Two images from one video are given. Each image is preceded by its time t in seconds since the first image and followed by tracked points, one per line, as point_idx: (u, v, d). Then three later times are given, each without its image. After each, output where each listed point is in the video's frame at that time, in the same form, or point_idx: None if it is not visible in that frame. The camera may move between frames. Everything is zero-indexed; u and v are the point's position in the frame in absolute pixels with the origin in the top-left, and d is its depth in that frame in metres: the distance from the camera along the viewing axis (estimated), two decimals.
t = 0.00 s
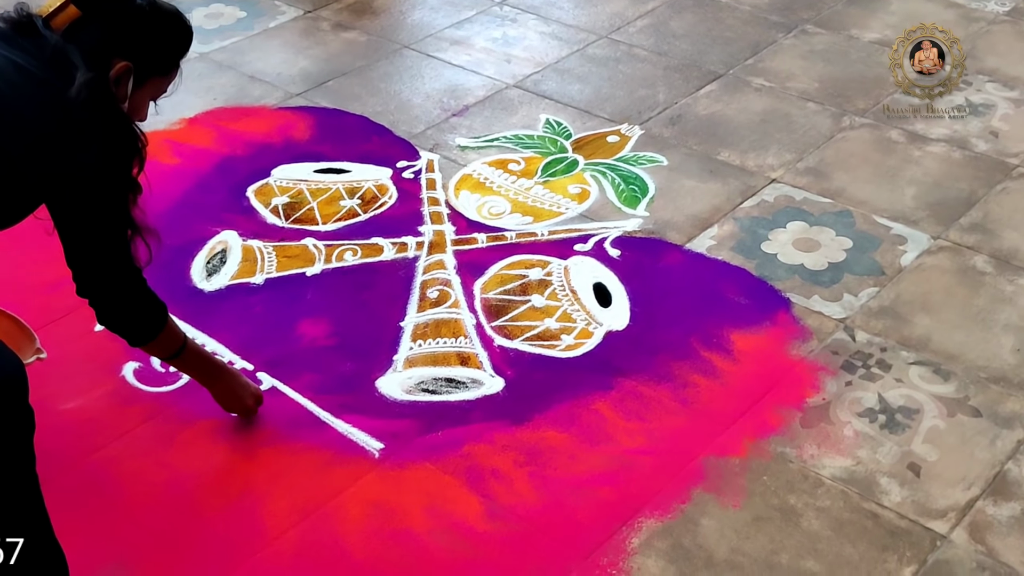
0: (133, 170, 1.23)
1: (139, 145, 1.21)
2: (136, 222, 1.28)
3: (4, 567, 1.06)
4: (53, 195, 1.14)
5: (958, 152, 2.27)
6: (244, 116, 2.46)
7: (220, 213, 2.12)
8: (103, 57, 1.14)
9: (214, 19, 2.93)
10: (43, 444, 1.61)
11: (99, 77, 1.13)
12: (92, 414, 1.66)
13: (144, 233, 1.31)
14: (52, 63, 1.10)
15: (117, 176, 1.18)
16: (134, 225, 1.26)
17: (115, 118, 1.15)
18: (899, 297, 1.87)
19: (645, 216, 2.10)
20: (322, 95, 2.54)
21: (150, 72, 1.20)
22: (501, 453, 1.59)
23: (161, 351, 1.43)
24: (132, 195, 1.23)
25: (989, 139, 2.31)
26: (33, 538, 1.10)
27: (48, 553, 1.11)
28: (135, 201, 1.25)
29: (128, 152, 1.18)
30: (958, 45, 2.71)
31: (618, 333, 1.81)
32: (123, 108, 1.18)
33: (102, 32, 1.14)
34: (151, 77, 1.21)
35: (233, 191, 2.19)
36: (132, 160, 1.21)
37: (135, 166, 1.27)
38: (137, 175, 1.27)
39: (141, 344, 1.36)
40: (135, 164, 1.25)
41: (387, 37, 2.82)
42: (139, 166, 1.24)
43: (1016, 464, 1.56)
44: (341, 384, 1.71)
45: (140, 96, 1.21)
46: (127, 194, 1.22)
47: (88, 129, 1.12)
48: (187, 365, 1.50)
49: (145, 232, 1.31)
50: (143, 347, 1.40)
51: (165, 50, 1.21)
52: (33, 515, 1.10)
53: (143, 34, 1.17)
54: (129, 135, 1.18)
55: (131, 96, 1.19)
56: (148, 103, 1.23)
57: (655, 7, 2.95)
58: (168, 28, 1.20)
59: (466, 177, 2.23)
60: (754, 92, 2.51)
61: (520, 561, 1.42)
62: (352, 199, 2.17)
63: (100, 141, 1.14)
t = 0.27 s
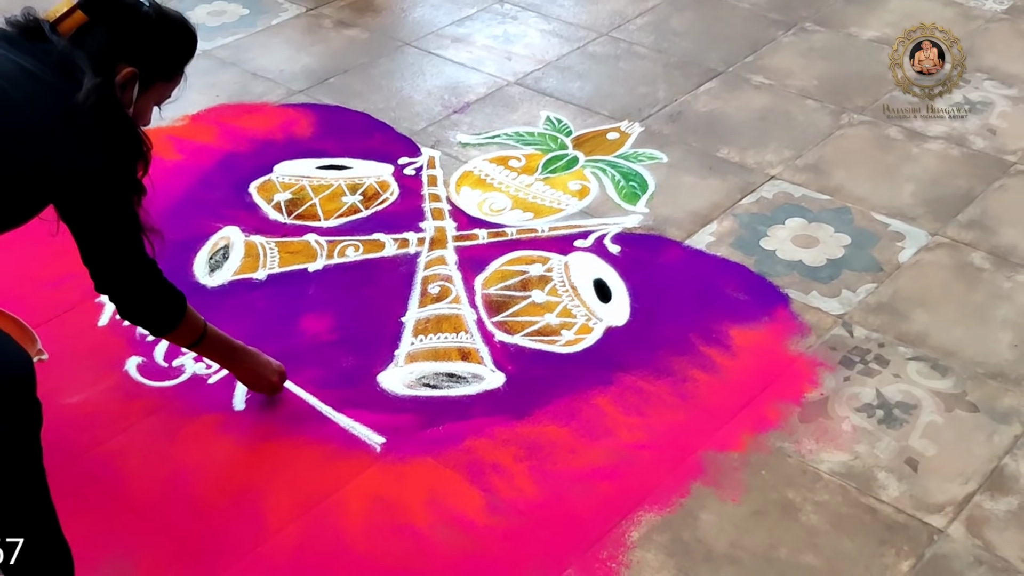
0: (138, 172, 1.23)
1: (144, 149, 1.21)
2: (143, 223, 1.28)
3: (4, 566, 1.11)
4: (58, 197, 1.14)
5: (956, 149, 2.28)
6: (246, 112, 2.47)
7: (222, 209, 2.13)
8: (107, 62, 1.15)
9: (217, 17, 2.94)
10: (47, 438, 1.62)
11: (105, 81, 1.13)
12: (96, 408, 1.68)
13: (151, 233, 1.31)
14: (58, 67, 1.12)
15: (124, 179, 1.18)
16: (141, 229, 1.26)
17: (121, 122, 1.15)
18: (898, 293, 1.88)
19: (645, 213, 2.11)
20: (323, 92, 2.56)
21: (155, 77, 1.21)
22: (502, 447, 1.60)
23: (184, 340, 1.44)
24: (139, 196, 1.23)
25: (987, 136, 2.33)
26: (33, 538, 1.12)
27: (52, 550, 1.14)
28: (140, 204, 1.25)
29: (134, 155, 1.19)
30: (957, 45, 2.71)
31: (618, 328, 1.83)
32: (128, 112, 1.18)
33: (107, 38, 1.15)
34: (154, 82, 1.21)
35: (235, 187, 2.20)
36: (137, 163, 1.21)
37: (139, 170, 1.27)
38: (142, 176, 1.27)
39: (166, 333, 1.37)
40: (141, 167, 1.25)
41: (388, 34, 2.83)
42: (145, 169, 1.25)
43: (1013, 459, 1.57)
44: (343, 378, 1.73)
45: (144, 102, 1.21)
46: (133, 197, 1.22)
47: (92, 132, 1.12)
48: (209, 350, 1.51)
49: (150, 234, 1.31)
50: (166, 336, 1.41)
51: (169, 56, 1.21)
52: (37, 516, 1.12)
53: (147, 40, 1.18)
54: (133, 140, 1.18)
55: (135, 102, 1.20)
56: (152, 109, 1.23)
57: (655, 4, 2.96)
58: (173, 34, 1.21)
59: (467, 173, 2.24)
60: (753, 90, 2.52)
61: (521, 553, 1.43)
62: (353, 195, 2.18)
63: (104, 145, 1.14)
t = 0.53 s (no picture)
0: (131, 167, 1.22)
1: (138, 143, 1.20)
2: (136, 217, 1.27)
3: (4, 567, 1.07)
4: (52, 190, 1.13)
5: (956, 148, 2.27)
6: (242, 110, 2.46)
7: (218, 208, 2.12)
8: (102, 54, 1.13)
9: (213, 14, 2.93)
10: (40, 438, 1.61)
11: (100, 74, 1.11)
12: (90, 407, 1.67)
13: (144, 229, 1.30)
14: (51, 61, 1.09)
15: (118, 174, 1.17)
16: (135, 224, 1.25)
17: (115, 116, 1.13)
18: (897, 292, 1.87)
19: (643, 211, 2.10)
20: (320, 90, 2.54)
21: (149, 70, 1.19)
22: (499, 447, 1.59)
23: (177, 336, 1.44)
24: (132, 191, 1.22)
25: (987, 135, 2.32)
26: (33, 538, 1.11)
27: (49, 552, 1.13)
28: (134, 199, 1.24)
29: (128, 149, 1.17)
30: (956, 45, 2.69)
31: (616, 328, 1.82)
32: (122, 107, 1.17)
33: (101, 30, 1.13)
34: (148, 76, 1.19)
35: (231, 186, 2.19)
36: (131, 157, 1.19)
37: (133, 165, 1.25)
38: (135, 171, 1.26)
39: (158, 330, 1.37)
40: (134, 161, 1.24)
41: (385, 32, 2.82)
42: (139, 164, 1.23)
43: (1013, 459, 1.56)
44: (339, 378, 1.72)
45: (138, 95, 1.20)
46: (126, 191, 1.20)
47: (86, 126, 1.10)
48: (201, 348, 1.51)
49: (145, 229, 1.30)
50: (159, 333, 1.41)
51: (163, 49, 1.19)
52: (34, 515, 1.10)
53: (141, 33, 1.16)
54: (128, 134, 1.16)
55: (128, 94, 1.18)
56: (146, 102, 1.22)
57: (654, 2, 2.95)
58: (167, 27, 1.19)
59: (464, 172, 2.24)
60: (752, 88, 2.51)
61: (517, 554, 1.42)
62: (350, 194, 2.17)
63: (98, 139, 1.12)
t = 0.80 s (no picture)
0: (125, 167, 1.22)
1: (132, 144, 1.20)
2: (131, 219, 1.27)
3: (4, 567, 1.08)
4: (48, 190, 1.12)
5: (953, 147, 2.27)
6: (240, 110, 2.46)
7: (216, 208, 2.13)
8: (97, 55, 1.13)
9: (211, 14, 2.93)
10: (38, 437, 1.61)
11: (95, 74, 1.11)
12: (88, 407, 1.67)
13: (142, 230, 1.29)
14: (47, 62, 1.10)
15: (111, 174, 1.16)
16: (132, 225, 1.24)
17: (109, 116, 1.13)
18: (894, 291, 1.88)
19: (640, 211, 2.11)
20: (317, 89, 2.55)
21: (144, 71, 1.19)
22: (496, 446, 1.59)
23: (174, 336, 1.44)
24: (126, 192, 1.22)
25: (984, 134, 2.32)
26: (33, 537, 1.11)
27: (48, 552, 1.13)
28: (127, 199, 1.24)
29: (124, 149, 1.18)
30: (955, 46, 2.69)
31: (613, 327, 1.82)
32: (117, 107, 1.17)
33: (96, 31, 1.13)
34: (144, 77, 1.19)
35: (229, 185, 2.20)
36: (125, 158, 1.20)
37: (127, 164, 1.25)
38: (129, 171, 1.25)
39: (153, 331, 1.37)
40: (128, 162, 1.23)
41: (383, 31, 2.82)
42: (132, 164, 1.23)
43: (1010, 457, 1.56)
44: (336, 377, 1.72)
45: (133, 96, 1.19)
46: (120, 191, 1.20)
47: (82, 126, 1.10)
48: (197, 348, 1.51)
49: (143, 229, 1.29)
50: (156, 334, 1.40)
51: (158, 51, 1.19)
52: (33, 515, 1.11)
53: (137, 34, 1.16)
54: (122, 134, 1.17)
55: (124, 95, 1.18)
56: (140, 103, 1.22)
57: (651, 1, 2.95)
58: (162, 29, 1.19)
59: (462, 171, 2.24)
60: (750, 87, 2.51)
61: (514, 552, 1.43)
62: (348, 193, 2.17)
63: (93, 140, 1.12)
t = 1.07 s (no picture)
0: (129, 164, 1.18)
1: (136, 140, 1.15)
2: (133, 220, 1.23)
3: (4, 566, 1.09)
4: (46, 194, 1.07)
5: (952, 146, 2.27)
6: (238, 108, 2.46)
7: (214, 206, 2.12)
8: (98, 49, 1.09)
9: (209, 12, 2.93)
10: (35, 436, 1.61)
11: (96, 68, 1.07)
12: (85, 406, 1.67)
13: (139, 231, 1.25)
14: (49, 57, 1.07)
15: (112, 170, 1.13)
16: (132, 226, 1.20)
17: (111, 111, 1.09)
18: (892, 290, 1.87)
19: (639, 209, 2.11)
20: (316, 88, 2.54)
21: (147, 67, 1.14)
22: (494, 445, 1.59)
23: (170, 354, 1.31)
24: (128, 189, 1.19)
25: (983, 133, 2.32)
26: (33, 538, 1.12)
27: (47, 553, 1.13)
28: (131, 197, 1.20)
29: (126, 147, 1.13)
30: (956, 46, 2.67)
31: (611, 326, 1.82)
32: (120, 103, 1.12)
33: (98, 25, 1.09)
34: (147, 73, 1.14)
35: (227, 184, 2.19)
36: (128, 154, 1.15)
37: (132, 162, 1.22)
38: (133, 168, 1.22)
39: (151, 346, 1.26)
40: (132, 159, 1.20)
41: (382, 30, 2.81)
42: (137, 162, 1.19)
43: (1008, 456, 1.56)
44: (334, 376, 1.72)
45: (136, 92, 1.15)
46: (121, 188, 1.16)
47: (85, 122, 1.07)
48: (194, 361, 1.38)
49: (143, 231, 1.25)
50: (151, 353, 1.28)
51: (161, 46, 1.14)
52: (32, 515, 1.11)
53: (138, 28, 1.11)
54: (125, 130, 1.12)
55: (126, 91, 1.13)
56: (144, 99, 1.17)
57: None
58: (165, 24, 1.13)
59: (461, 169, 2.24)
60: (748, 85, 2.51)
61: (512, 551, 1.43)
62: (346, 192, 2.17)
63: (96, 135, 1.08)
